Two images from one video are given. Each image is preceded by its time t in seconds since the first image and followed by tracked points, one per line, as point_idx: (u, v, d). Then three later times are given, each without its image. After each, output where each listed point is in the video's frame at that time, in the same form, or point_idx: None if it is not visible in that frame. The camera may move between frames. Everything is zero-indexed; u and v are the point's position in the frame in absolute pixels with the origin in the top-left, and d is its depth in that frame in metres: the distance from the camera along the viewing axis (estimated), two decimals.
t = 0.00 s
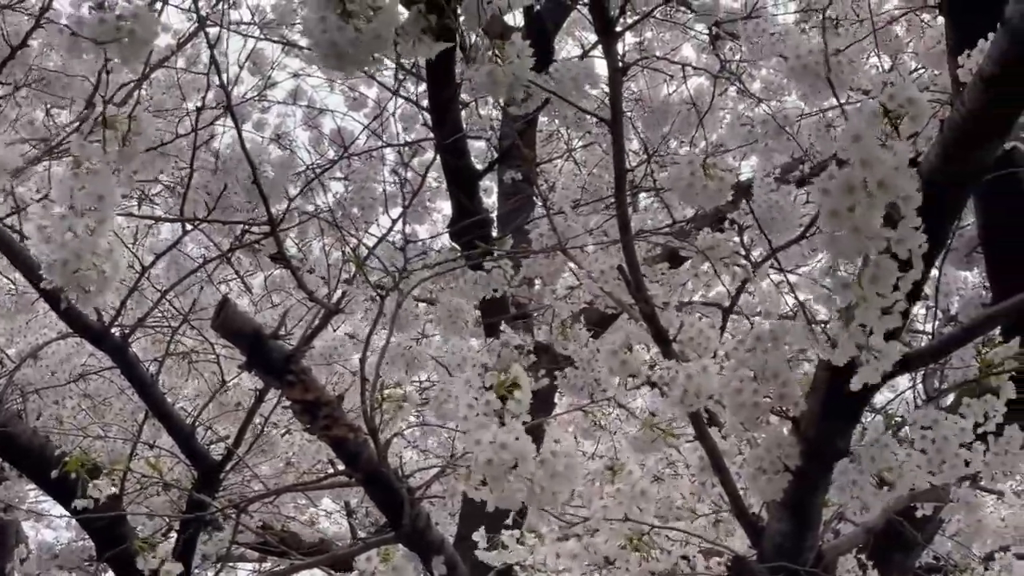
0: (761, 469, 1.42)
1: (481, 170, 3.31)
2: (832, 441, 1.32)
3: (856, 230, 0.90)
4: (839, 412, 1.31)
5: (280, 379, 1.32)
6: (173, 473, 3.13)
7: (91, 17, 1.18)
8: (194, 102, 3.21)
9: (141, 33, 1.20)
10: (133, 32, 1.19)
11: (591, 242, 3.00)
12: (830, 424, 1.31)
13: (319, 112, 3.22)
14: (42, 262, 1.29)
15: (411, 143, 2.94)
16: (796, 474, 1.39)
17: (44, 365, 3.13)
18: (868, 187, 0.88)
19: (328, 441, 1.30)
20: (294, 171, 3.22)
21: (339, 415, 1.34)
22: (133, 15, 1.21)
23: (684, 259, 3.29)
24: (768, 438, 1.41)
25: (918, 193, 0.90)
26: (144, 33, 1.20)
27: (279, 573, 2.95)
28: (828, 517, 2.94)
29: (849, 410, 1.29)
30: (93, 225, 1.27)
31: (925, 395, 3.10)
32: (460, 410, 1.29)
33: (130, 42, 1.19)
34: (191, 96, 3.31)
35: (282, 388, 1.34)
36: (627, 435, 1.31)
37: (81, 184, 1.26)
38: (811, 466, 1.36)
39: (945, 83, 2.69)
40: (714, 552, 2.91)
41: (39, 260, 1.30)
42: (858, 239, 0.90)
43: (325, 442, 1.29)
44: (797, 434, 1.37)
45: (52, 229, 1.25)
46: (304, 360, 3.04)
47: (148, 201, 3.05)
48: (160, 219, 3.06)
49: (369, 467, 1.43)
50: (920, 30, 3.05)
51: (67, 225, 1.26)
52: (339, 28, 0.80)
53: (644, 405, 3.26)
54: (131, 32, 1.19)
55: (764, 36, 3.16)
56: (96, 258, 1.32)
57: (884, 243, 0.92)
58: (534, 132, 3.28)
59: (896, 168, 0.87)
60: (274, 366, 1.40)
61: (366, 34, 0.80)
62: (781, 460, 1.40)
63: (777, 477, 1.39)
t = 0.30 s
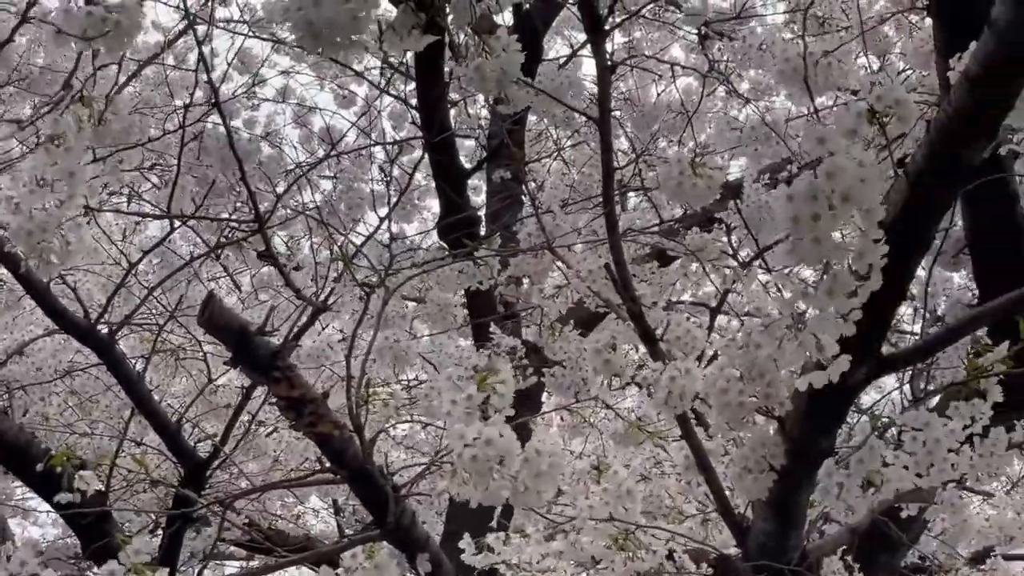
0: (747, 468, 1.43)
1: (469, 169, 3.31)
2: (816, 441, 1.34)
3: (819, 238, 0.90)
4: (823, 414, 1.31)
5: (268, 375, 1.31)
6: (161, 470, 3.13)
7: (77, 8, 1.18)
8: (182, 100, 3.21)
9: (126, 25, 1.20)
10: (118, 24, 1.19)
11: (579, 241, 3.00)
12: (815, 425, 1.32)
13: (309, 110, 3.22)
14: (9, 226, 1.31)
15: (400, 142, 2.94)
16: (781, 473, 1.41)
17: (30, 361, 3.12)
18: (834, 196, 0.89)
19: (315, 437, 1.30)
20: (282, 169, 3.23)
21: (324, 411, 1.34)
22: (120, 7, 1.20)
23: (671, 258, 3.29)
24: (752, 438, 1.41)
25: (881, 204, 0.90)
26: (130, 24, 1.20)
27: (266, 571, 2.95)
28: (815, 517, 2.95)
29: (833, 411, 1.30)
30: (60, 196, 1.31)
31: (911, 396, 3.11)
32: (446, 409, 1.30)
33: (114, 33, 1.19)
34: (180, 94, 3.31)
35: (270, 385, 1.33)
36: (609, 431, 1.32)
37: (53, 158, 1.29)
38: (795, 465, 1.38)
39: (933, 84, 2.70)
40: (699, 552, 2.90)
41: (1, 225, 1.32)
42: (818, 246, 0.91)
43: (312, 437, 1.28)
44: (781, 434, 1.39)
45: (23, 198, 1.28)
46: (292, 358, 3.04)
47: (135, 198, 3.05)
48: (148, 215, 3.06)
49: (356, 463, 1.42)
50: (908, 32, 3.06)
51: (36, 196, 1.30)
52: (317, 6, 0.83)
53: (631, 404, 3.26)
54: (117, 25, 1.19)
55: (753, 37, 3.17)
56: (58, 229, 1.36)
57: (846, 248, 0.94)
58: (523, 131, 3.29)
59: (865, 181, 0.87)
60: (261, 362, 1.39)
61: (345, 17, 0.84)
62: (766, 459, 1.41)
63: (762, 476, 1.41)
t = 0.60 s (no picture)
0: (735, 465, 1.41)
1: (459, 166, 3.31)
2: (805, 439, 1.31)
3: (790, 240, 0.89)
4: (810, 412, 1.28)
5: (257, 371, 1.29)
6: (148, 465, 3.12)
7: None
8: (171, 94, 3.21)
9: (127, 8, 1.02)
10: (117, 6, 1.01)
11: (568, 238, 3.00)
12: (803, 424, 1.29)
13: (298, 106, 3.21)
14: None
15: (390, 138, 2.93)
16: (767, 471, 1.39)
17: (17, 355, 3.12)
18: (808, 198, 0.88)
19: (299, 429, 1.29)
20: (271, 164, 3.23)
21: (311, 405, 1.33)
22: None
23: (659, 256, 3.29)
24: (740, 435, 1.39)
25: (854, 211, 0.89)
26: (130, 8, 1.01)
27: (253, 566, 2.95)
28: (801, 515, 2.95)
29: (820, 409, 1.27)
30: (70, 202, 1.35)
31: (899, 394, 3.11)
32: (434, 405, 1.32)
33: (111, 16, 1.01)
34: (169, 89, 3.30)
35: (256, 378, 1.30)
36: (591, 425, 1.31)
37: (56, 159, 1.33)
38: (784, 462, 1.35)
39: (921, 83, 2.70)
40: (686, 548, 2.90)
41: None
42: (792, 248, 0.89)
43: (297, 431, 1.27)
44: (769, 432, 1.36)
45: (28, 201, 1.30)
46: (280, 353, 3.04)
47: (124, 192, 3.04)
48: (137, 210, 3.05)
49: (340, 455, 1.41)
50: (897, 31, 3.07)
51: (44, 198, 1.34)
52: None
53: (619, 400, 3.26)
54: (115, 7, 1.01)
55: (743, 36, 3.18)
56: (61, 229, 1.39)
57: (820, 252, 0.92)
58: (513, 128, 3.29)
59: (838, 183, 0.87)
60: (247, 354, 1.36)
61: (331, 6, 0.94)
62: (754, 456, 1.39)
63: (751, 473, 1.39)
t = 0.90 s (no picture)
0: (722, 463, 1.40)
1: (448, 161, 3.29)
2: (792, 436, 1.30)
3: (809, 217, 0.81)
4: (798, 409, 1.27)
5: (245, 365, 1.22)
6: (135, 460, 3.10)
7: None
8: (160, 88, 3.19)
9: (128, 9, 1.09)
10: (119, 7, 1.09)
11: (557, 234, 2.98)
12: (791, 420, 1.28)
13: (287, 101, 3.20)
14: None
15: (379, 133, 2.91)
16: (754, 467, 1.39)
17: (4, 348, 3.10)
18: (826, 171, 0.79)
19: (284, 423, 1.26)
20: (260, 159, 3.21)
21: (297, 399, 1.29)
22: None
23: (649, 252, 3.28)
24: (727, 433, 1.37)
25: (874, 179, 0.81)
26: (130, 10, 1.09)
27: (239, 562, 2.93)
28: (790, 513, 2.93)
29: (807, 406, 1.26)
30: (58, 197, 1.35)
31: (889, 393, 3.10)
32: (421, 398, 1.28)
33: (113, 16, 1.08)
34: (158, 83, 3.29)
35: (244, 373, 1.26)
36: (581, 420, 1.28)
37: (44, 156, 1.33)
38: (771, 459, 1.35)
39: (912, 81, 2.69)
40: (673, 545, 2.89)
41: None
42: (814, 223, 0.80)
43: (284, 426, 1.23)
44: (756, 429, 1.35)
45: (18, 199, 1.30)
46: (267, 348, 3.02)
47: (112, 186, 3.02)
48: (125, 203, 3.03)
49: (326, 450, 1.38)
50: (889, 30, 3.06)
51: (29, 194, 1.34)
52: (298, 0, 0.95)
53: (608, 397, 3.25)
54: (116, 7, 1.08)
55: (734, 34, 3.16)
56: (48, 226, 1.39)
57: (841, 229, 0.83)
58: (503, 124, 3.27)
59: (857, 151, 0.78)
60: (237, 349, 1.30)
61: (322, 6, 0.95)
62: (741, 453, 1.38)
63: (737, 471, 1.38)
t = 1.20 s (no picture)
0: (708, 461, 1.38)
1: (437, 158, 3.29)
2: (780, 434, 1.28)
3: (809, 244, 0.80)
4: (785, 408, 1.26)
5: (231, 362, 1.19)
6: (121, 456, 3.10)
7: None
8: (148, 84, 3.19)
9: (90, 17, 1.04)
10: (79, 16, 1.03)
11: (545, 232, 2.97)
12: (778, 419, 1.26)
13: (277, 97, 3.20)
14: None
15: (368, 130, 2.91)
16: (740, 466, 1.37)
17: None
18: (820, 201, 0.78)
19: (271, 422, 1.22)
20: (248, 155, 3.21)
21: (283, 396, 1.27)
22: None
23: (637, 251, 3.28)
24: (714, 431, 1.36)
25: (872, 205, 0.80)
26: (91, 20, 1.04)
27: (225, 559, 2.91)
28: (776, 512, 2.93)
29: (795, 405, 1.24)
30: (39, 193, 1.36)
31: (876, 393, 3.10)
32: (413, 399, 1.25)
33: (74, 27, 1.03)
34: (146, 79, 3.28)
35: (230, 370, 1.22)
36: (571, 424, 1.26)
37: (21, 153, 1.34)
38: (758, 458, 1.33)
39: (900, 81, 2.68)
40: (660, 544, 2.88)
41: None
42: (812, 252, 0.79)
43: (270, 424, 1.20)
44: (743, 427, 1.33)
45: None
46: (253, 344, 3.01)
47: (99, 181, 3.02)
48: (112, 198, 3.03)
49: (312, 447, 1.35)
50: (878, 30, 3.06)
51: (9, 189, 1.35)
52: None
53: (594, 395, 3.24)
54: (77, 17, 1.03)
55: (722, 33, 3.16)
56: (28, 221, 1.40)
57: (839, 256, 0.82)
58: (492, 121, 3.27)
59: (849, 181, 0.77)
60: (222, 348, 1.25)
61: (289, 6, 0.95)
62: (728, 452, 1.36)
63: (724, 469, 1.36)
